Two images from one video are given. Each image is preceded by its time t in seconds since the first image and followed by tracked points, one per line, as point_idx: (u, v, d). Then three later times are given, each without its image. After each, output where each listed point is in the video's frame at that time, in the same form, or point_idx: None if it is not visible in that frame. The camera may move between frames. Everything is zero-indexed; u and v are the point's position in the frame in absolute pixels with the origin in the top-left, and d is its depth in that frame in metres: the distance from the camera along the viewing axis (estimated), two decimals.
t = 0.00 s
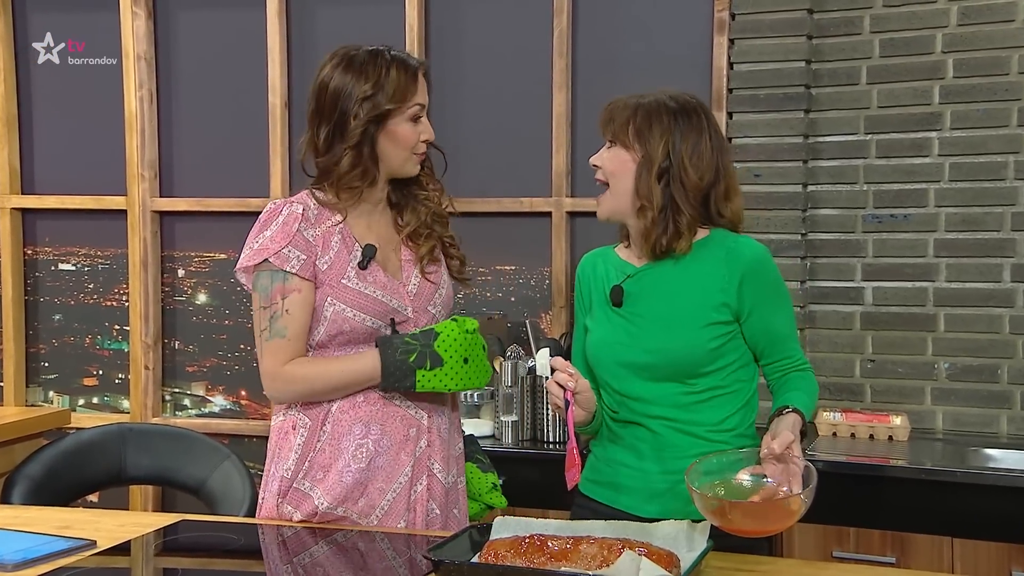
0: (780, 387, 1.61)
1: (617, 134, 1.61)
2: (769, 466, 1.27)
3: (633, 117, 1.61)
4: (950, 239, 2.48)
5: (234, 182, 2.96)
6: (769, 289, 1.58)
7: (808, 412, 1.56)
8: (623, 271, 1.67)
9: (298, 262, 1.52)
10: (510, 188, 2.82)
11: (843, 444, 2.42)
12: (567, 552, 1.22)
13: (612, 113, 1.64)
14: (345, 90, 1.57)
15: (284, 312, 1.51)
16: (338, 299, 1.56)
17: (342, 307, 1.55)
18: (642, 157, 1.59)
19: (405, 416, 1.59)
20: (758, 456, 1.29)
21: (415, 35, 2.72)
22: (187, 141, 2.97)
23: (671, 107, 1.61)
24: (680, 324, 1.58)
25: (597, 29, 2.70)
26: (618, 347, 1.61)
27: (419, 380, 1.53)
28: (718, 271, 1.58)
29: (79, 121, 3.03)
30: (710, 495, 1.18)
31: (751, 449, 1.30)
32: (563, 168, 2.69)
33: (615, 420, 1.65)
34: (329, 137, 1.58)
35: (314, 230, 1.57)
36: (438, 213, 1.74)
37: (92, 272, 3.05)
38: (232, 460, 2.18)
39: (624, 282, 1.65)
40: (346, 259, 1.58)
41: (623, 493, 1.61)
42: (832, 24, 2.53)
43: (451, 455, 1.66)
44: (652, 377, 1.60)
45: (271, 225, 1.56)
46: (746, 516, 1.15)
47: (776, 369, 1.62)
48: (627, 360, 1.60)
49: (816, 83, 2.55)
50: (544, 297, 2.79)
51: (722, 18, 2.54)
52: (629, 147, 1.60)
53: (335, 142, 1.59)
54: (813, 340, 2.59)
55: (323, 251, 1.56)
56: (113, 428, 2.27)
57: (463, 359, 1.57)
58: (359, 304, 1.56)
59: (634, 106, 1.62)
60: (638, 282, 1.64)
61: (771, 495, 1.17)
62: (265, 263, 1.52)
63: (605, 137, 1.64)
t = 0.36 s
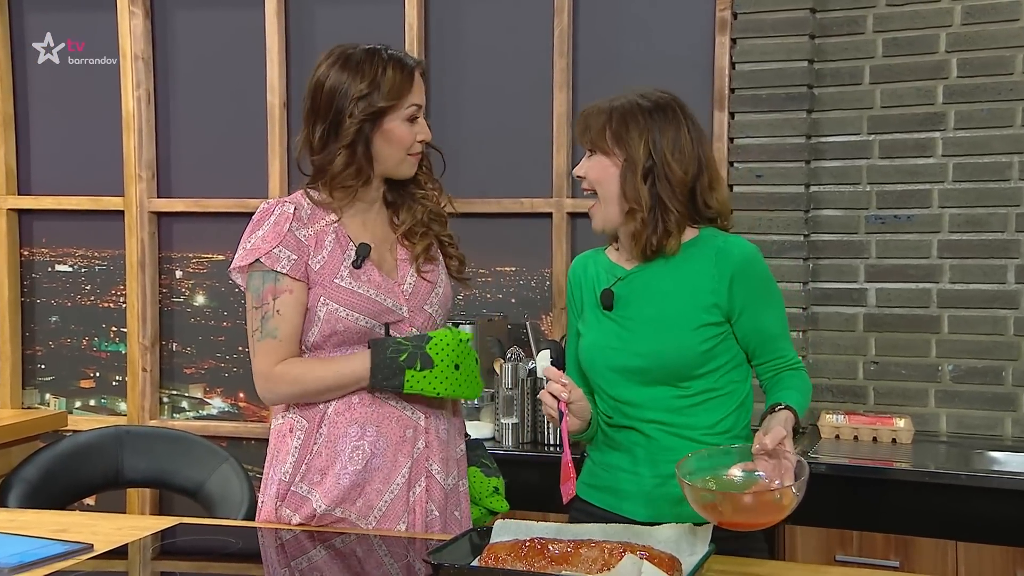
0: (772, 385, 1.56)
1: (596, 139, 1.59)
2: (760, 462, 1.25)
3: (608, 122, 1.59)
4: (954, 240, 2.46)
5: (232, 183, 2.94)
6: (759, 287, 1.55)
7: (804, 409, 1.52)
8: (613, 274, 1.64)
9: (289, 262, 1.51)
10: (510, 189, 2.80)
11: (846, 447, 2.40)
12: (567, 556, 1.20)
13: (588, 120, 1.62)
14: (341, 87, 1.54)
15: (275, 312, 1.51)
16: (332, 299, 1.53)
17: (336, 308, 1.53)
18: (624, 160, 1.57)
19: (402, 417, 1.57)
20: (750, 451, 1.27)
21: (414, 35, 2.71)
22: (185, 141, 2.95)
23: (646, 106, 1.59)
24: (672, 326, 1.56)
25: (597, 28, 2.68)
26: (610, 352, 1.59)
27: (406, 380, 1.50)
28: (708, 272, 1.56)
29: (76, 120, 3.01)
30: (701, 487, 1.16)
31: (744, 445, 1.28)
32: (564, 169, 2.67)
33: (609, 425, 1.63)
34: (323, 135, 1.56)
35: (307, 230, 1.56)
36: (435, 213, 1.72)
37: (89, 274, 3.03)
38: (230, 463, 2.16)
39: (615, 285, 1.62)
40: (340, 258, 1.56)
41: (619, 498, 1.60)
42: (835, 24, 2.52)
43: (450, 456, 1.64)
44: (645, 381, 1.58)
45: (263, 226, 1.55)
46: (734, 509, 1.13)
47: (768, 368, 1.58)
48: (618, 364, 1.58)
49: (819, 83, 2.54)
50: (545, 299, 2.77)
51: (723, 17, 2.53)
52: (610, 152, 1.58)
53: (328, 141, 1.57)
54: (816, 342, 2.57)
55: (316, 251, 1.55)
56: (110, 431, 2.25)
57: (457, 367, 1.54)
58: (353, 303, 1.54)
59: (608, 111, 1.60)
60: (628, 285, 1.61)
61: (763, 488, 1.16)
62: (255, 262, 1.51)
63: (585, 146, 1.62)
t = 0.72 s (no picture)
0: (766, 388, 1.56)
1: (600, 135, 1.56)
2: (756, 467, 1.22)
3: (612, 119, 1.57)
4: (958, 241, 2.44)
5: (230, 183, 2.92)
6: (756, 290, 1.54)
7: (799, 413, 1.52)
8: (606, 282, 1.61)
9: (287, 259, 1.48)
10: (510, 190, 2.78)
11: (849, 450, 2.38)
12: (568, 560, 1.18)
13: (591, 118, 1.59)
14: (348, 81, 1.53)
15: (280, 307, 1.46)
16: (319, 302, 1.51)
17: (324, 311, 1.51)
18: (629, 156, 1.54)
19: (392, 420, 1.55)
20: (745, 455, 1.24)
21: (413, 34, 2.69)
22: (183, 141, 2.93)
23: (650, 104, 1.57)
24: (670, 335, 1.53)
25: (598, 28, 2.66)
26: (608, 363, 1.56)
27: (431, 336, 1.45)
28: (704, 278, 1.54)
29: (74, 121, 2.99)
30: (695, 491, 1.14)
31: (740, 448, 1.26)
32: (564, 169, 2.65)
33: (608, 436, 1.60)
34: (318, 120, 1.55)
35: (301, 229, 1.54)
36: (429, 220, 1.70)
37: (86, 275, 3.01)
38: (228, 466, 2.14)
39: (610, 294, 1.59)
40: (328, 261, 1.53)
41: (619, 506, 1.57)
42: (838, 23, 2.49)
43: (448, 459, 1.62)
44: (645, 392, 1.55)
45: (257, 225, 1.52)
46: (729, 514, 1.11)
47: (763, 372, 1.57)
48: (618, 375, 1.55)
49: (822, 83, 2.52)
50: (545, 300, 2.75)
51: (726, 17, 2.51)
52: (615, 147, 1.55)
53: (320, 128, 1.55)
54: (818, 344, 2.55)
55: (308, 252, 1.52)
56: (106, 433, 2.22)
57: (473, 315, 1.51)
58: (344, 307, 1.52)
59: (610, 109, 1.58)
60: (624, 294, 1.58)
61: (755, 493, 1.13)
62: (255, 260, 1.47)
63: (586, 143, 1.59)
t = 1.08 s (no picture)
0: (766, 388, 1.56)
1: (603, 141, 1.53)
2: (766, 470, 1.21)
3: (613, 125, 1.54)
4: (962, 242, 2.42)
5: (228, 184, 2.90)
6: (754, 291, 1.53)
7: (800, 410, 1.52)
8: (599, 295, 1.57)
9: (292, 261, 1.46)
10: (510, 190, 2.76)
11: (852, 452, 2.36)
12: (568, 564, 1.16)
13: (593, 124, 1.54)
14: (355, 82, 1.51)
15: (281, 310, 1.45)
16: (330, 303, 1.50)
17: (333, 313, 1.50)
18: (637, 162, 1.53)
19: (397, 426, 1.52)
20: (754, 458, 1.23)
21: (413, 33, 2.67)
22: (181, 141, 2.91)
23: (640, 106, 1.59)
24: (676, 345, 1.50)
25: (599, 27, 2.64)
26: (613, 377, 1.52)
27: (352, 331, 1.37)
28: (703, 285, 1.51)
29: (70, 120, 2.97)
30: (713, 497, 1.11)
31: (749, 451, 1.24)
32: (565, 169, 2.63)
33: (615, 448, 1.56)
34: (330, 124, 1.52)
35: (308, 229, 1.51)
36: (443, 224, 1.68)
37: (82, 276, 2.99)
38: (226, 468, 2.12)
39: (606, 308, 1.55)
40: (339, 262, 1.52)
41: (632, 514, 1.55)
42: (841, 22, 2.48)
43: (451, 466, 1.59)
44: (653, 403, 1.52)
45: (264, 222, 1.50)
46: (749, 518, 1.09)
47: (762, 373, 1.57)
48: (625, 390, 1.51)
49: (824, 83, 2.50)
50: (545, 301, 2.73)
51: (727, 15, 2.49)
52: (623, 153, 1.53)
53: (333, 132, 1.52)
54: (821, 345, 2.54)
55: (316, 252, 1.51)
56: (104, 435, 2.19)
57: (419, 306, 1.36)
58: (351, 310, 1.50)
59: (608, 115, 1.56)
60: (623, 307, 1.54)
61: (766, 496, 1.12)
62: (257, 261, 1.46)
63: (581, 148, 1.56)
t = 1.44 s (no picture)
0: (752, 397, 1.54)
1: (644, 155, 1.47)
2: (757, 460, 1.22)
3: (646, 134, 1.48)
4: (966, 243, 2.40)
5: (226, 185, 2.88)
6: (758, 289, 1.57)
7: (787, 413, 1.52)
8: (610, 297, 1.55)
9: (280, 271, 1.45)
10: (510, 191, 2.74)
11: (855, 455, 2.34)
12: (569, 568, 1.14)
13: (631, 136, 1.47)
14: (361, 88, 1.49)
15: (259, 318, 1.46)
16: (326, 311, 1.48)
17: (329, 321, 1.47)
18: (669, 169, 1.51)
19: (398, 434, 1.50)
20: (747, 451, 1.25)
21: (412, 33, 2.65)
22: (178, 143, 2.90)
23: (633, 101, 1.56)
24: (698, 339, 1.50)
25: (599, 27, 2.62)
26: (634, 376, 1.49)
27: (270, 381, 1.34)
28: (719, 279, 1.54)
29: (67, 121, 2.95)
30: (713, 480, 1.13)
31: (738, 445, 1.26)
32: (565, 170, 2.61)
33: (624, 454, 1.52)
34: (335, 132, 1.52)
35: (305, 238, 1.50)
36: (447, 227, 1.66)
37: (79, 277, 2.97)
38: (224, 471, 2.09)
39: (622, 308, 1.53)
40: (337, 268, 1.50)
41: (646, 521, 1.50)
42: (843, 22, 2.46)
43: (455, 475, 1.56)
44: (672, 402, 1.50)
45: (261, 227, 1.50)
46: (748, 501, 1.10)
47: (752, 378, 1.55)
48: (649, 387, 1.49)
49: (827, 83, 2.48)
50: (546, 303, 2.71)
51: (729, 15, 2.47)
52: (660, 164, 1.49)
53: (338, 139, 1.52)
54: (823, 347, 2.52)
55: (313, 260, 1.49)
56: (100, 438, 2.17)
57: (337, 372, 1.30)
58: (344, 316, 1.47)
59: (637, 120, 1.48)
60: (639, 306, 1.53)
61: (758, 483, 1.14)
62: (244, 267, 1.46)
63: (619, 163, 1.48)
